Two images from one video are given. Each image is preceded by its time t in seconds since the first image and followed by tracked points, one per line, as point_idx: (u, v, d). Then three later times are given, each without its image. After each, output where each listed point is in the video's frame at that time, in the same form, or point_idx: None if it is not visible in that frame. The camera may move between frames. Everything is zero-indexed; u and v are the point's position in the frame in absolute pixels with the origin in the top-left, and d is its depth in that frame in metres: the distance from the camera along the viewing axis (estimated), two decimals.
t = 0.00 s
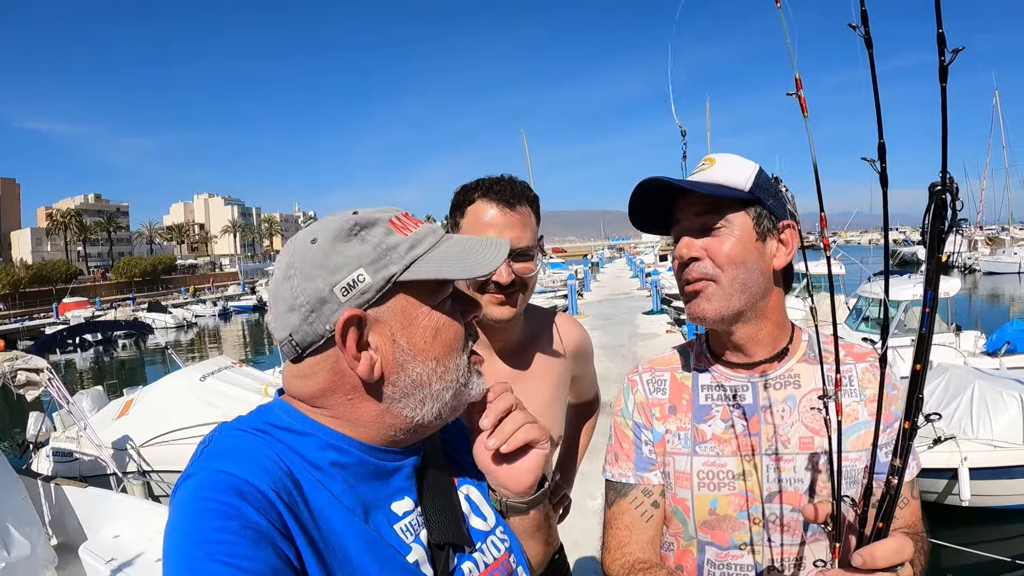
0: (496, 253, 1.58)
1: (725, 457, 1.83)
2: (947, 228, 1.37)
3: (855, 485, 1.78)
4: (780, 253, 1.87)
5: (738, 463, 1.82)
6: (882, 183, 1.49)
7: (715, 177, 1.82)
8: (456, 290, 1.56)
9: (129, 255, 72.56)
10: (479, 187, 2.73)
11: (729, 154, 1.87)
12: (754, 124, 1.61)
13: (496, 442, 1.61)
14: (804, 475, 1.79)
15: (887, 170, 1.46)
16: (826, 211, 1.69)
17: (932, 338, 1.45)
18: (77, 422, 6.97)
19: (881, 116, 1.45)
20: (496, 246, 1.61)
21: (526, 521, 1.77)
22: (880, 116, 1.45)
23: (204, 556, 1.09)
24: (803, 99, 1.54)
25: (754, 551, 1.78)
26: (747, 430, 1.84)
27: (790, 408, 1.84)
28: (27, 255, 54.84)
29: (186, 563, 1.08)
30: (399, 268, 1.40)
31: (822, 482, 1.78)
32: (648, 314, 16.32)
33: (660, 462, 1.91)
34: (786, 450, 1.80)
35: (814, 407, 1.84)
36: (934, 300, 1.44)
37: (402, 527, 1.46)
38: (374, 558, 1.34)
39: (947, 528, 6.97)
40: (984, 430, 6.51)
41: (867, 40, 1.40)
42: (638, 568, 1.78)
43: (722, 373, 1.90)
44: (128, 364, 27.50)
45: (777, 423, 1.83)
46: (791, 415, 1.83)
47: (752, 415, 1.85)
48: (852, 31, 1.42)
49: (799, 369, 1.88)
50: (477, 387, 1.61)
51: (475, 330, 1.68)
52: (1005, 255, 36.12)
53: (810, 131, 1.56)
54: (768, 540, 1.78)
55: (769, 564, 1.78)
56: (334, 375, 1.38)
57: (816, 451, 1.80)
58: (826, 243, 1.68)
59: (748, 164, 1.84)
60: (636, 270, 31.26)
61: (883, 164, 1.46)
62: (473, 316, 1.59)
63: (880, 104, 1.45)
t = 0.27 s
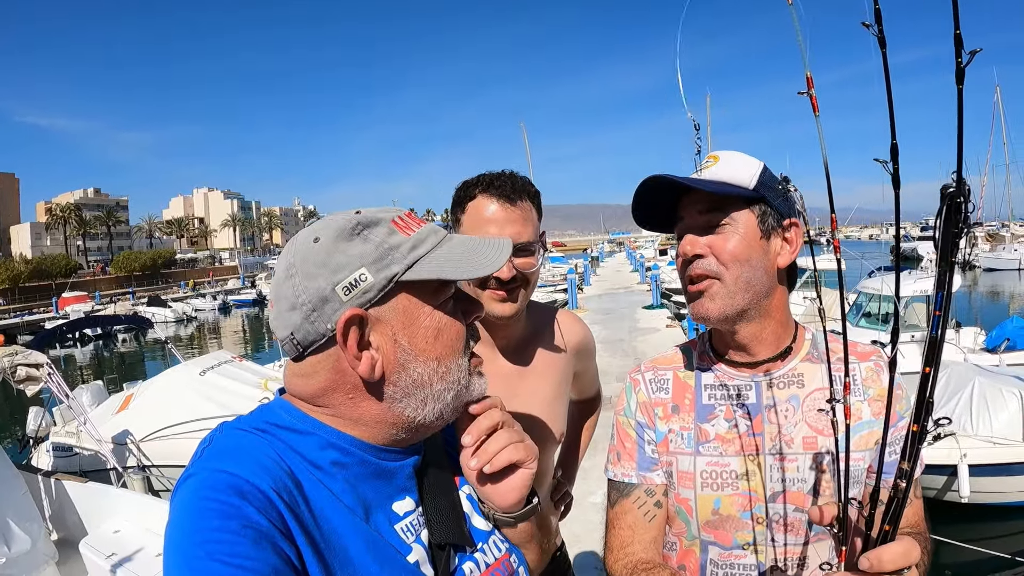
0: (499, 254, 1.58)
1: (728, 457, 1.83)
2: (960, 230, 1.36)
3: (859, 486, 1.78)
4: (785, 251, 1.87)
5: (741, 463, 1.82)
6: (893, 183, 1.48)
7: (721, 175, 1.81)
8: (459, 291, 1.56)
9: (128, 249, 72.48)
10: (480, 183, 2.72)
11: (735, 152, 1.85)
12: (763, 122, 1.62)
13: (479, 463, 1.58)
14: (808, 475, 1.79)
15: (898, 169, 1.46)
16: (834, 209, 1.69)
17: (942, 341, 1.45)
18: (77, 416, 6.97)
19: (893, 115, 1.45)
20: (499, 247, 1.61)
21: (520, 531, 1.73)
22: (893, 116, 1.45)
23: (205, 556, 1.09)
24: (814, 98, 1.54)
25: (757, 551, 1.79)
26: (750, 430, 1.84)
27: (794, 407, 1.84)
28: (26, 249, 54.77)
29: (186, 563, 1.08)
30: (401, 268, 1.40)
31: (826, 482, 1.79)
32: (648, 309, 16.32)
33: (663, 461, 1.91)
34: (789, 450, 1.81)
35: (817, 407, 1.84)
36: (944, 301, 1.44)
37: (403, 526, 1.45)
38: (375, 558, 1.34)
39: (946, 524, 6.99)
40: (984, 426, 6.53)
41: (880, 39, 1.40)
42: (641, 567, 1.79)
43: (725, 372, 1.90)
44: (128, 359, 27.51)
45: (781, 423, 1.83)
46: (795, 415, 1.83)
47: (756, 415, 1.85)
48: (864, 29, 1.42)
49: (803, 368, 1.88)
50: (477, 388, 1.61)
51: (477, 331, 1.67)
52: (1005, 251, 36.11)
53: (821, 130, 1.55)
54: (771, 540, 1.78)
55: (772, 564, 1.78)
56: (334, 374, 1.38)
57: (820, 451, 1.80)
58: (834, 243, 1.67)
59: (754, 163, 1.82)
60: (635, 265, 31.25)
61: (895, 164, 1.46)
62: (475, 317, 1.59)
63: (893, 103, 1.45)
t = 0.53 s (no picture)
0: (501, 257, 1.57)
1: (731, 454, 1.83)
2: (964, 223, 1.35)
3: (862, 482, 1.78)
4: (796, 246, 1.89)
5: (744, 460, 1.82)
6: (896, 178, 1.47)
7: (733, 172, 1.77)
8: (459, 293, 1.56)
9: (127, 250, 72.40)
10: (480, 180, 2.72)
11: (743, 150, 1.82)
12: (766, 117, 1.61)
13: (484, 452, 1.60)
14: (810, 471, 1.79)
15: (900, 164, 1.46)
16: (837, 205, 1.69)
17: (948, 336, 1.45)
18: (76, 418, 6.96)
19: (894, 107, 1.45)
20: (499, 249, 1.61)
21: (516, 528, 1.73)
22: (894, 110, 1.45)
23: (203, 555, 1.09)
24: (815, 92, 1.54)
25: (760, 548, 1.79)
26: (753, 426, 1.84)
27: (797, 404, 1.84)
28: (24, 251, 54.77)
29: (185, 562, 1.08)
30: (401, 270, 1.39)
31: (830, 479, 1.79)
32: (647, 306, 16.33)
33: (666, 458, 1.92)
34: (792, 446, 1.81)
35: (820, 404, 1.83)
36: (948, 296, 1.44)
37: (401, 525, 1.45)
38: (374, 558, 1.34)
39: (947, 519, 7.01)
40: (984, 422, 6.57)
41: (882, 32, 1.40)
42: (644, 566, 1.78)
43: (728, 368, 1.91)
44: (127, 360, 27.49)
45: (783, 419, 1.83)
46: (798, 412, 1.83)
47: (759, 411, 1.85)
48: (866, 23, 1.42)
49: (807, 365, 1.87)
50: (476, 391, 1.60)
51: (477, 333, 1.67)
52: (1004, 246, 36.14)
53: (822, 125, 1.55)
54: (774, 537, 1.79)
55: (775, 561, 1.78)
56: (333, 375, 1.38)
57: (823, 448, 1.80)
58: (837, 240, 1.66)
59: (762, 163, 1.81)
60: (634, 262, 31.27)
61: (897, 158, 1.46)
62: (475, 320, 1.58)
63: (895, 97, 1.45)
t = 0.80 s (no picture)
0: (498, 254, 1.57)
1: (735, 452, 1.83)
2: (967, 220, 1.36)
3: (864, 481, 1.78)
4: (792, 241, 1.88)
5: (747, 458, 1.82)
6: (899, 175, 1.47)
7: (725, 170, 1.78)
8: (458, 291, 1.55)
9: (126, 251, 72.34)
10: (482, 177, 2.71)
11: (737, 149, 1.83)
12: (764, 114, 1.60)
13: (482, 447, 1.60)
14: (813, 470, 1.79)
15: (903, 161, 1.45)
16: (837, 201, 1.68)
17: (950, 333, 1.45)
18: (77, 420, 6.96)
19: (896, 103, 1.44)
20: (497, 247, 1.60)
21: (517, 528, 1.71)
22: (896, 106, 1.44)
23: (203, 556, 1.09)
24: (816, 89, 1.53)
25: (762, 546, 1.79)
26: (756, 424, 1.84)
27: (800, 402, 1.84)
28: (23, 253, 54.76)
29: (185, 563, 1.08)
30: (398, 268, 1.39)
31: (832, 477, 1.78)
32: (647, 304, 16.32)
33: (668, 456, 1.92)
34: (795, 444, 1.81)
35: (823, 402, 1.83)
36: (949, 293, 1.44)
37: (402, 527, 1.45)
38: (374, 559, 1.34)
39: (948, 515, 7.01)
40: (985, 418, 6.57)
41: (884, 28, 1.39)
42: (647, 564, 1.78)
43: (730, 366, 1.91)
44: (127, 361, 27.48)
45: (786, 417, 1.83)
46: (800, 410, 1.83)
47: (761, 409, 1.85)
48: (867, 19, 1.41)
49: (810, 363, 1.87)
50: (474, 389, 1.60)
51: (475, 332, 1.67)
52: (1004, 242, 36.14)
53: (823, 121, 1.54)
54: (777, 535, 1.79)
55: (777, 559, 1.78)
56: (331, 374, 1.38)
57: (826, 446, 1.80)
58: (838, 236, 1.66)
59: (757, 159, 1.81)
60: (634, 260, 31.27)
61: (900, 155, 1.45)
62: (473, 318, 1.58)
63: (896, 94, 1.44)
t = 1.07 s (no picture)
0: (497, 253, 1.57)
1: (732, 449, 1.83)
2: (958, 213, 1.36)
3: (862, 477, 1.78)
4: (788, 239, 1.88)
5: (745, 455, 1.82)
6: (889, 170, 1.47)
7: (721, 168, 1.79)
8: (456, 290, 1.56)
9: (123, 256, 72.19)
10: (482, 177, 2.71)
11: (733, 147, 1.84)
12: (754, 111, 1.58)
13: (482, 443, 1.58)
14: (811, 467, 1.79)
15: (894, 155, 1.46)
16: (827, 198, 1.68)
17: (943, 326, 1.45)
18: (74, 424, 6.93)
19: (886, 99, 1.44)
20: (495, 245, 1.60)
21: (517, 526, 1.70)
22: (885, 101, 1.43)
23: (202, 556, 1.08)
24: (804, 85, 1.51)
25: (760, 544, 1.79)
26: (754, 422, 1.84)
27: (797, 400, 1.84)
28: (20, 258, 54.64)
29: (183, 563, 1.08)
30: (397, 267, 1.39)
31: (830, 474, 1.78)
32: (645, 306, 16.33)
33: (666, 454, 1.92)
34: (792, 441, 1.81)
35: (820, 399, 1.84)
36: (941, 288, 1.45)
37: (402, 526, 1.45)
38: (374, 558, 1.34)
39: (947, 515, 7.02)
40: (983, 417, 6.57)
41: (874, 24, 1.38)
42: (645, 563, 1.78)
43: (728, 363, 1.91)
44: (125, 366, 27.41)
45: (783, 415, 1.83)
46: (798, 407, 1.83)
47: (759, 407, 1.85)
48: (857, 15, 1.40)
49: (807, 360, 1.87)
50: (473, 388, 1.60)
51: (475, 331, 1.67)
52: (1000, 242, 36.27)
53: (811, 117, 1.52)
54: (775, 533, 1.79)
55: (775, 556, 1.78)
56: (331, 373, 1.38)
57: (822, 443, 1.80)
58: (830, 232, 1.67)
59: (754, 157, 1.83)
60: (631, 262, 31.29)
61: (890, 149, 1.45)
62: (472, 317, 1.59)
63: (886, 88, 1.43)
